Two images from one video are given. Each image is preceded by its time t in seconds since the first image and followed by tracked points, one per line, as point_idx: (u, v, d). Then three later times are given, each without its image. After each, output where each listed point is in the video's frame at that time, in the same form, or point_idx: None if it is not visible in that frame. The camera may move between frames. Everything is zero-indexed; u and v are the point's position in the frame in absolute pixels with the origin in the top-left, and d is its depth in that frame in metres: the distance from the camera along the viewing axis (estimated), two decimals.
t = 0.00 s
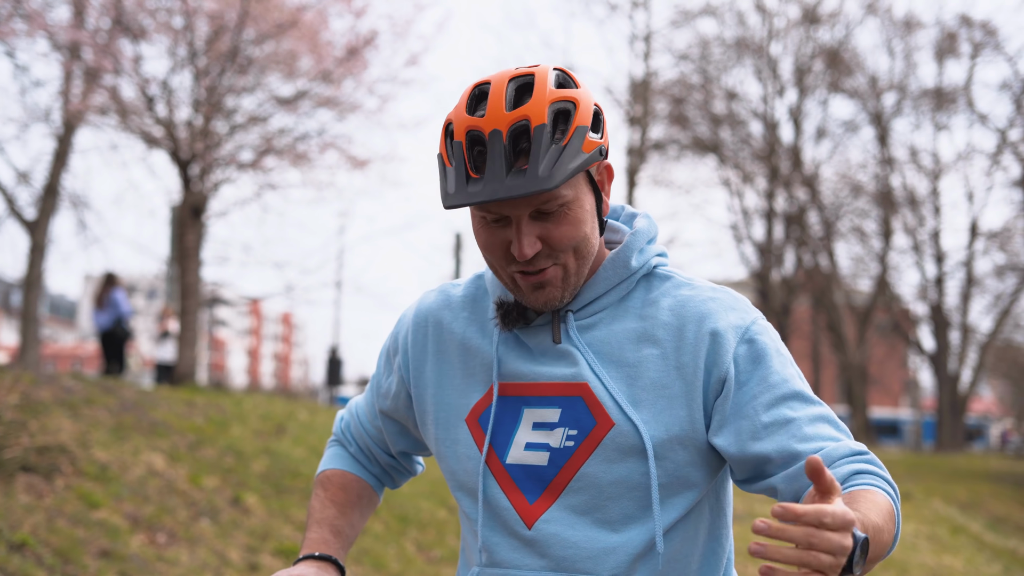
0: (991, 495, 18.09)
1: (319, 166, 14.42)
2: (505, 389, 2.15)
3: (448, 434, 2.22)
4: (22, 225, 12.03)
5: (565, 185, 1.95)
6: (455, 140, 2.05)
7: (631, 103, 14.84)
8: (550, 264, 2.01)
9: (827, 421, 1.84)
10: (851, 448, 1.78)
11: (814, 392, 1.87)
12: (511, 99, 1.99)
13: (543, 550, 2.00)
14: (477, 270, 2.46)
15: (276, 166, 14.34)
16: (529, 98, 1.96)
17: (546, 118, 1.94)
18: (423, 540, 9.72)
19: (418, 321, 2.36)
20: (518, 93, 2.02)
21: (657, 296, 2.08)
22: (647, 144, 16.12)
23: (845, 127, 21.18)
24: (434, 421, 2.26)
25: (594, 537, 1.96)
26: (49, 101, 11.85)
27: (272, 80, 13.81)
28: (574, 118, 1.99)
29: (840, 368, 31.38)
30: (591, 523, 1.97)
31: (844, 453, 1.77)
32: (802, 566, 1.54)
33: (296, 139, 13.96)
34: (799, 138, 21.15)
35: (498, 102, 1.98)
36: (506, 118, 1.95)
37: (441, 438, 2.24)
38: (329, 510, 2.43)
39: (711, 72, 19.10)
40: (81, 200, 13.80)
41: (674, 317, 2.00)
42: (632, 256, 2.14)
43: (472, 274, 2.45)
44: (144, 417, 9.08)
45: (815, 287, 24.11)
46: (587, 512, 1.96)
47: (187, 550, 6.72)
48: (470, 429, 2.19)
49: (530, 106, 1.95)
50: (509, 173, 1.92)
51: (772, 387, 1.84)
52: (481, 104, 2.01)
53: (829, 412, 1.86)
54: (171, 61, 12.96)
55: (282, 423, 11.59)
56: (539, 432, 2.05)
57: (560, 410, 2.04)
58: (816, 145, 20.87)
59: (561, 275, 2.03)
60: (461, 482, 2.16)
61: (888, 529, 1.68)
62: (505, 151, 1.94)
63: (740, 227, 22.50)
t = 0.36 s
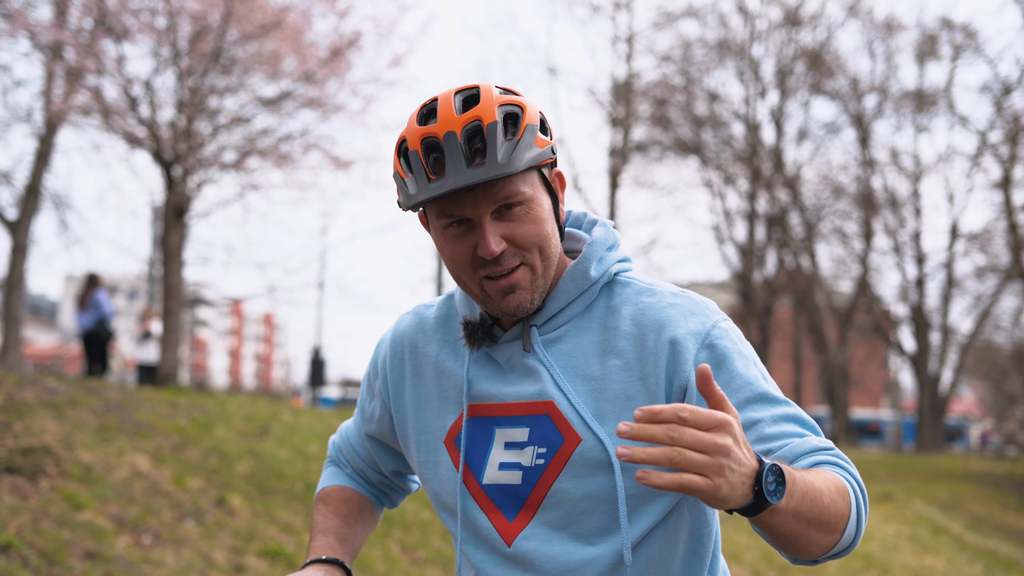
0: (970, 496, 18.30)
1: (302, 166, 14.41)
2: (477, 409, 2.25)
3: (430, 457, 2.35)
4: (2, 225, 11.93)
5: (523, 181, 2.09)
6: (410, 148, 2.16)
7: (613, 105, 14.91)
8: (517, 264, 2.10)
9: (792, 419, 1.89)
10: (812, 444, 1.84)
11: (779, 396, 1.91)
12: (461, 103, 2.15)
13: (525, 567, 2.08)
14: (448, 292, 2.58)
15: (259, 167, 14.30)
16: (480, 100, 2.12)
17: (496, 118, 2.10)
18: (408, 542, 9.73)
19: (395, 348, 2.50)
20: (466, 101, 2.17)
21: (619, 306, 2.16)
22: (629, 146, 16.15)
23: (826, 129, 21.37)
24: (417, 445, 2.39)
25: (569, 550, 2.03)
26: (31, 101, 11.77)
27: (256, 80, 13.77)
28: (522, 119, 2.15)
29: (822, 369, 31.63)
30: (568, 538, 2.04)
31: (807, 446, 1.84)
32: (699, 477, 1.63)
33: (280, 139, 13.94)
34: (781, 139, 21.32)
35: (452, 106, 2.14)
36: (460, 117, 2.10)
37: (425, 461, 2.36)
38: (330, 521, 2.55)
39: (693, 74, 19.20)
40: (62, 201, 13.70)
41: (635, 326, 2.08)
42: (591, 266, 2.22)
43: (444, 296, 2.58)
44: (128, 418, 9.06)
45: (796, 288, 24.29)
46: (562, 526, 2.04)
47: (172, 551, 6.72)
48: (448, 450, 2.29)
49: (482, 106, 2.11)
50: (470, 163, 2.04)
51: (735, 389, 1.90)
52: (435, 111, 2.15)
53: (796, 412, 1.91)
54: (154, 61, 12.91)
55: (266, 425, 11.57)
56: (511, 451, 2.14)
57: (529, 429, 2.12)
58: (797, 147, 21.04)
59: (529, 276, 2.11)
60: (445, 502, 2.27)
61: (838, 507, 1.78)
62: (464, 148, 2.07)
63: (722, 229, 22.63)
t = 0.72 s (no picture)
0: (958, 494, 18.41)
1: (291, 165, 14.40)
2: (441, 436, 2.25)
3: (410, 481, 2.36)
4: None
5: (480, 193, 2.10)
6: (368, 160, 2.12)
7: (602, 104, 14.92)
8: (474, 277, 2.10)
9: (746, 420, 1.89)
10: (770, 447, 1.83)
11: (732, 392, 1.91)
12: (418, 116, 2.14)
13: None
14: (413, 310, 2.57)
15: (247, 166, 14.26)
16: (437, 112, 2.11)
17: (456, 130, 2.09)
18: (399, 541, 9.73)
19: (368, 374, 2.51)
20: (422, 117, 2.16)
21: (568, 316, 2.15)
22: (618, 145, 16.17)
23: (813, 129, 21.48)
24: (397, 470, 2.41)
25: (544, 567, 2.07)
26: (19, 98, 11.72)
27: (245, 79, 13.72)
28: (477, 134, 2.15)
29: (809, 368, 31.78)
30: (546, 553, 2.07)
31: (765, 454, 1.82)
32: None
33: (269, 138, 13.89)
34: (769, 139, 21.40)
35: (409, 117, 2.12)
36: (419, 127, 2.08)
37: (407, 486, 2.38)
38: (327, 532, 2.57)
39: (681, 74, 19.25)
40: (50, 199, 13.62)
41: (584, 338, 2.09)
42: (533, 279, 2.20)
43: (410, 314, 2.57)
44: (118, 418, 9.04)
45: (784, 287, 24.41)
46: (536, 543, 2.07)
47: (165, 551, 6.71)
48: (423, 473, 2.31)
49: (441, 116, 2.10)
50: (430, 171, 2.03)
51: (687, 400, 1.91)
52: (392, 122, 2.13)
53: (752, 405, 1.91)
54: (143, 60, 12.85)
55: (256, 424, 11.54)
56: (477, 473, 2.14)
57: (491, 451, 2.13)
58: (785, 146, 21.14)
59: (486, 287, 2.12)
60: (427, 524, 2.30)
61: (800, 526, 1.74)
62: (425, 156, 2.05)
63: (710, 228, 22.71)
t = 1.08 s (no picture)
0: (956, 493, 18.44)
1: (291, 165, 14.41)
2: (441, 424, 2.16)
3: (411, 470, 2.27)
4: None
5: (488, 184, 2.03)
6: (380, 140, 2.07)
7: (600, 104, 14.94)
8: (473, 264, 2.03)
9: (741, 418, 1.81)
10: (764, 449, 1.76)
11: (731, 388, 1.84)
12: (436, 102, 2.06)
13: None
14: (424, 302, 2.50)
15: (246, 166, 14.26)
16: (454, 99, 2.04)
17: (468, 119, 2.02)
18: (399, 540, 9.72)
19: (373, 364, 2.44)
20: (439, 104, 2.09)
21: (570, 306, 2.08)
22: (615, 145, 16.18)
23: (811, 128, 21.50)
24: (398, 461, 2.31)
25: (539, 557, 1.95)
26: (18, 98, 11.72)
27: (244, 79, 13.71)
28: (492, 124, 2.07)
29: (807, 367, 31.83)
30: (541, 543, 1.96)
31: (758, 458, 1.76)
32: None
33: (268, 138, 13.88)
34: (767, 139, 21.42)
35: (426, 102, 2.06)
36: (431, 113, 2.02)
37: (406, 475, 2.28)
38: (329, 531, 2.49)
39: (679, 73, 19.25)
40: (49, 199, 13.62)
41: (586, 326, 2.01)
42: (536, 269, 2.14)
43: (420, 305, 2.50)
44: (119, 417, 9.02)
45: (782, 287, 24.43)
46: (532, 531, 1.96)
47: (166, 550, 6.69)
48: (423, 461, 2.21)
49: (457, 104, 2.03)
50: (436, 156, 1.97)
51: (683, 393, 1.84)
52: (410, 106, 2.07)
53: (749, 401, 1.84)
54: (143, 60, 12.84)
55: (256, 423, 11.54)
56: (475, 462, 2.05)
57: (491, 439, 2.04)
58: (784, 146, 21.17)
59: (483, 276, 2.05)
60: (424, 512, 2.19)
61: (800, 533, 1.68)
62: (433, 141, 1.99)
63: (709, 227, 22.73)
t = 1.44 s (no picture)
0: (959, 492, 18.43)
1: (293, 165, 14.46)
2: (479, 396, 2.14)
3: (433, 442, 2.22)
4: None
5: (565, 157, 2.05)
6: (466, 95, 2.09)
7: (601, 104, 14.96)
8: (533, 233, 2.04)
9: (772, 436, 1.87)
10: (783, 475, 1.83)
11: (769, 405, 1.90)
12: (525, 71, 2.09)
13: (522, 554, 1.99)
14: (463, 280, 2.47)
15: (249, 167, 14.31)
16: (545, 72, 2.07)
17: (556, 90, 2.04)
18: (403, 540, 9.73)
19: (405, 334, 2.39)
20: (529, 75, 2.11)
21: (627, 293, 2.09)
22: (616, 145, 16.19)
23: (814, 127, 21.50)
24: (420, 431, 2.26)
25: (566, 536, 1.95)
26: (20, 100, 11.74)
27: (248, 79, 13.74)
28: (577, 104, 2.09)
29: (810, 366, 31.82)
30: (567, 521, 1.95)
31: (773, 483, 1.83)
32: None
33: (271, 138, 13.91)
34: (770, 138, 21.42)
35: (517, 68, 2.08)
36: (521, 76, 2.05)
37: (428, 447, 2.23)
38: (330, 521, 2.39)
39: (681, 74, 19.27)
40: (53, 201, 13.67)
41: (642, 313, 2.02)
42: (601, 254, 2.14)
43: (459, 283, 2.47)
44: (123, 417, 9.04)
45: (784, 286, 24.43)
46: (562, 510, 1.95)
47: (170, 550, 6.71)
48: (450, 434, 2.18)
49: (547, 74, 2.05)
50: (520, 115, 1.99)
51: (726, 395, 1.89)
52: (500, 71, 2.09)
53: (782, 425, 1.89)
54: (146, 61, 12.87)
55: (260, 423, 11.56)
56: (512, 436, 2.04)
57: (532, 414, 2.04)
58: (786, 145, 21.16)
59: (541, 247, 2.04)
60: (444, 486, 2.16)
61: (800, 564, 1.75)
62: (520, 102, 2.01)
63: (711, 227, 22.74)
